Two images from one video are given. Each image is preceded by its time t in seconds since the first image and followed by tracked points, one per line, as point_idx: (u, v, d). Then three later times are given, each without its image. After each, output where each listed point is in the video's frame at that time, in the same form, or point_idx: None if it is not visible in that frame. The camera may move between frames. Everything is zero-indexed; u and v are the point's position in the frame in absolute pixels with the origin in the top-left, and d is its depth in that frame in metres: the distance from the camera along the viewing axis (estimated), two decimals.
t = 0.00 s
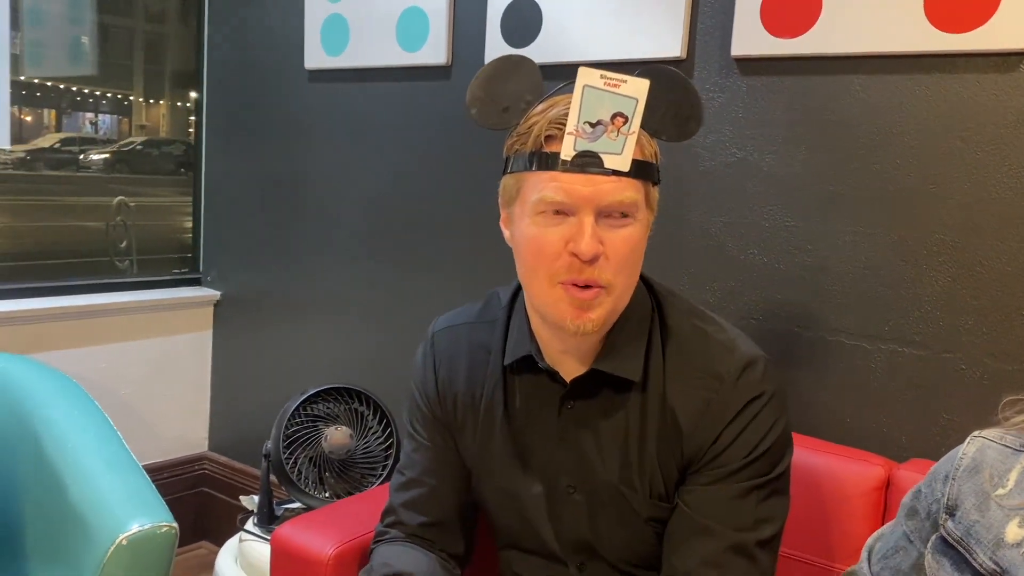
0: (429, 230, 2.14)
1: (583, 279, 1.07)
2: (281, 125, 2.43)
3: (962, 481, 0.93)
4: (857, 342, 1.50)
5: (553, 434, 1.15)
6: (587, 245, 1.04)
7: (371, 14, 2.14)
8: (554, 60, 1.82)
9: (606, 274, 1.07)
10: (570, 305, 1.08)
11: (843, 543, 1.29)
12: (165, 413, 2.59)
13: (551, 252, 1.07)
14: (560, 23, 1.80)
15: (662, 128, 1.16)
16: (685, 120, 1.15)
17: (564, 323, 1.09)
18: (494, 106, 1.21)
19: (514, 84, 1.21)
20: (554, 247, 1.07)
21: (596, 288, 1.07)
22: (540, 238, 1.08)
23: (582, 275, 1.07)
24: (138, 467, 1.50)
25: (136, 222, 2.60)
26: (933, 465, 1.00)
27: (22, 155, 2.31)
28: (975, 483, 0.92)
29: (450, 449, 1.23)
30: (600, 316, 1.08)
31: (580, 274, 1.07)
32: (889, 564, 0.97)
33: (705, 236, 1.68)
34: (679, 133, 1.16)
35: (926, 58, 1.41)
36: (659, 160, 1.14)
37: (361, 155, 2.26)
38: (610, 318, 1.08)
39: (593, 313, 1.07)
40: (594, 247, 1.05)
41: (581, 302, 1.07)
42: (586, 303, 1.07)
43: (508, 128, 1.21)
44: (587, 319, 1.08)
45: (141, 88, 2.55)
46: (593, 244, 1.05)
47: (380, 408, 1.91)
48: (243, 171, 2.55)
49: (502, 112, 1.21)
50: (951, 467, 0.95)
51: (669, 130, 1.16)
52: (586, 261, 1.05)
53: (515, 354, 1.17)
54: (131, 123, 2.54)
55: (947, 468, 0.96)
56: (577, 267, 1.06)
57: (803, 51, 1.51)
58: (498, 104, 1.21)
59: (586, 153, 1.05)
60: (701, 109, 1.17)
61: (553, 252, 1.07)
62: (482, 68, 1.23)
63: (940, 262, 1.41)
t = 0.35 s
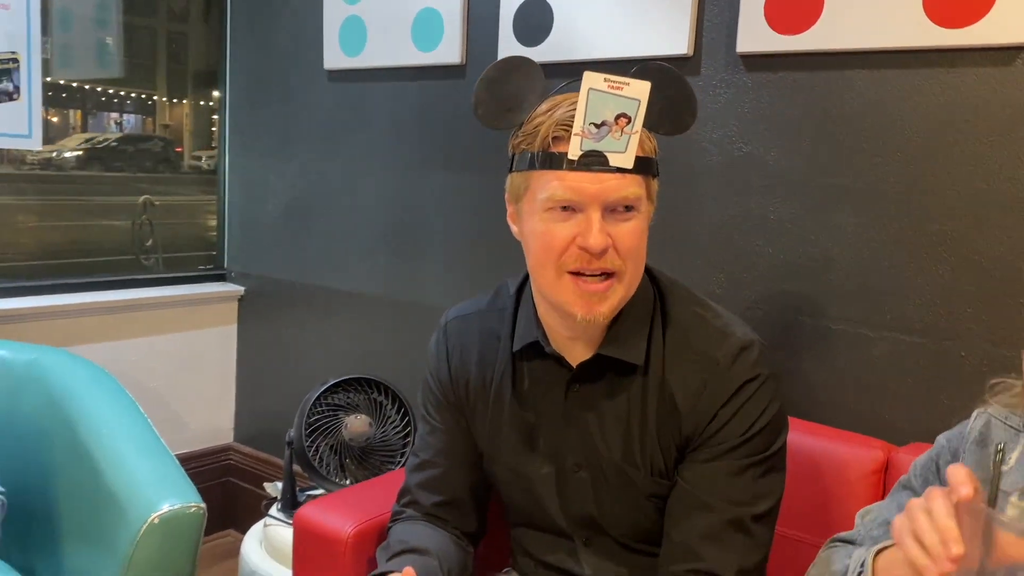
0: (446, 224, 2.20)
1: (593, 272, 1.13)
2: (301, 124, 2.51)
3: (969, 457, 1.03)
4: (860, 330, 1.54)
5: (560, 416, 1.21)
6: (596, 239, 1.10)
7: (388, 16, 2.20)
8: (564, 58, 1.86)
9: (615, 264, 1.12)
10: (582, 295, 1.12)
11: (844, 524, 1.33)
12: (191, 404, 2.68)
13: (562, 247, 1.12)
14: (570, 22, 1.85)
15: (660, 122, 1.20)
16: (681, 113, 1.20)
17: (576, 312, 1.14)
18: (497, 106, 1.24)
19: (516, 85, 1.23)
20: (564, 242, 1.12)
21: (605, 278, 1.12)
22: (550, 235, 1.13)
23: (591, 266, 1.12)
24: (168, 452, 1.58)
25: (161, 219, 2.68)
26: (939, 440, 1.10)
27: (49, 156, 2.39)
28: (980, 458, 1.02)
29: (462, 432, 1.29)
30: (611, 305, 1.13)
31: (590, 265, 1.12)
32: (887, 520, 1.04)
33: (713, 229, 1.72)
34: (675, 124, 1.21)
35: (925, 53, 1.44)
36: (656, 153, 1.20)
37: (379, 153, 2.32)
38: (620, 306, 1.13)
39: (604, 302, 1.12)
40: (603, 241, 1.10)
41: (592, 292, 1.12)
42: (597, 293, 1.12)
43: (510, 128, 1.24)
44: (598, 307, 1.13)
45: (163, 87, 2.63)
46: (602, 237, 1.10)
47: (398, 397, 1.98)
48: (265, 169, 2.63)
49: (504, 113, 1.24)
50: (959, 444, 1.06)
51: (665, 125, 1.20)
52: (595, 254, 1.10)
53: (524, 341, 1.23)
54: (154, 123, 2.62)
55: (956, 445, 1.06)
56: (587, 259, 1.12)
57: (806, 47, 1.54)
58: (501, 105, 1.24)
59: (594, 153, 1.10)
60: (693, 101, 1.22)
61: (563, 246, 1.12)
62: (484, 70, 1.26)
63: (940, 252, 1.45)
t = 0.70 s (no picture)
0: (462, 217, 2.29)
1: (594, 258, 1.20)
2: (323, 122, 2.60)
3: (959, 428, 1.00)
4: (858, 314, 1.60)
5: (566, 394, 1.28)
6: (596, 227, 1.17)
7: (405, 17, 2.29)
8: (573, 55, 1.94)
9: (615, 251, 1.19)
10: (585, 279, 1.19)
11: (840, 496, 1.40)
12: (222, 394, 2.80)
13: (564, 235, 1.20)
14: (578, 20, 1.92)
15: (656, 116, 1.27)
16: (677, 109, 1.27)
17: (579, 296, 1.21)
18: (503, 103, 1.32)
19: (521, 83, 1.31)
20: (567, 230, 1.19)
21: (606, 263, 1.19)
22: (554, 224, 1.20)
23: (593, 253, 1.19)
24: (200, 430, 1.68)
25: (190, 217, 2.79)
26: (932, 410, 1.06)
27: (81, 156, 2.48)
28: (969, 428, 0.99)
29: (474, 410, 1.37)
30: (612, 289, 1.20)
31: (591, 252, 1.19)
32: (888, 489, 1.02)
33: (717, 219, 1.78)
34: (671, 118, 1.28)
35: (918, 45, 1.49)
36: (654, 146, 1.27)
37: (398, 149, 2.42)
38: (620, 289, 1.20)
39: (604, 287, 1.20)
40: (603, 229, 1.17)
41: (593, 277, 1.19)
42: (598, 279, 1.19)
43: (516, 124, 1.32)
44: (599, 291, 1.20)
45: (189, 87, 2.73)
46: (602, 226, 1.17)
47: (417, 383, 2.06)
48: (289, 166, 2.73)
49: (510, 110, 1.32)
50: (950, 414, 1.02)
51: (662, 119, 1.27)
52: (595, 241, 1.18)
53: (532, 325, 1.31)
54: (180, 122, 2.71)
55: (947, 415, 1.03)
56: (588, 246, 1.19)
57: (804, 40, 1.60)
58: (507, 102, 1.32)
59: (592, 148, 1.18)
60: (689, 96, 1.29)
61: (566, 235, 1.19)
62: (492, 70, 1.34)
63: (934, 237, 1.51)
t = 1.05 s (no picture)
0: (471, 208, 2.34)
1: (584, 241, 1.24)
2: (335, 117, 2.66)
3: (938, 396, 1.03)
4: (854, 295, 1.64)
5: (561, 373, 1.33)
6: (584, 212, 1.22)
7: (412, 12, 2.34)
8: (574, 46, 1.97)
9: (604, 234, 1.24)
10: (576, 262, 1.24)
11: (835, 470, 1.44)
12: (242, 385, 2.87)
13: (555, 220, 1.24)
14: (579, 12, 1.95)
15: (644, 105, 1.32)
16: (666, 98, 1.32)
17: (571, 278, 1.26)
18: (495, 95, 1.37)
19: (512, 75, 1.36)
20: (557, 215, 1.24)
21: (596, 246, 1.24)
22: (544, 210, 1.25)
23: (582, 236, 1.24)
24: (215, 411, 1.75)
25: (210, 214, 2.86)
26: (912, 378, 1.10)
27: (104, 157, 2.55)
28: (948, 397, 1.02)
29: (475, 390, 1.42)
30: (602, 271, 1.25)
31: (581, 236, 1.24)
32: (870, 455, 1.06)
33: (717, 205, 1.81)
34: (658, 107, 1.33)
35: (909, 30, 1.52)
36: (642, 133, 1.30)
37: (408, 141, 2.47)
38: (611, 271, 1.25)
39: (595, 270, 1.24)
40: (591, 214, 1.22)
41: (584, 259, 1.24)
42: (588, 262, 1.24)
43: (509, 114, 1.38)
44: (590, 273, 1.24)
45: (207, 87, 2.81)
46: (590, 211, 1.22)
47: (427, 369, 2.12)
48: (303, 161, 2.80)
49: (501, 102, 1.37)
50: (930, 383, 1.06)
51: (649, 107, 1.32)
52: (584, 225, 1.22)
53: (528, 307, 1.36)
54: (203, 123, 2.81)
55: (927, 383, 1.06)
56: (578, 230, 1.23)
57: (798, 28, 1.63)
58: (499, 94, 1.37)
59: (580, 136, 1.22)
60: (675, 84, 1.33)
61: (556, 219, 1.24)
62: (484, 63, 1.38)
63: (927, 218, 1.54)
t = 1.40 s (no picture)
0: (474, 206, 2.39)
1: (570, 236, 1.29)
2: (341, 119, 2.72)
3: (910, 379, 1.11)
4: (845, 285, 1.67)
5: (554, 363, 1.38)
6: (569, 208, 1.26)
7: (413, 15, 2.39)
8: (571, 46, 2.01)
9: (590, 229, 1.28)
10: (563, 256, 1.29)
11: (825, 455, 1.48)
12: (254, 383, 2.94)
13: (541, 217, 1.29)
14: (575, 12, 1.99)
15: (627, 104, 1.35)
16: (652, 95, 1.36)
17: (558, 272, 1.30)
18: (486, 97, 1.42)
19: (501, 76, 1.40)
20: (543, 212, 1.28)
21: (582, 241, 1.28)
22: (531, 207, 1.30)
23: (568, 232, 1.28)
24: (224, 406, 1.81)
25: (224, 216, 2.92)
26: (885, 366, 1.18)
27: (119, 162, 2.63)
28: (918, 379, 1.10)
29: (472, 381, 1.47)
30: (588, 264, 1.29)
31: (567, 231, 1.28)
32: (844, 439, 1.10)
33: (711, 200, 1.85)
34: (643, 105, 1.36)
35: (893, 25, 1.55)
36: (626, 131, 1.35)
37: (412, 141, 2.52)
38: (597, 265, 1.29)
39: (582, 264, 1.29)
40: (576, 210, 1.26)
41: (570, 253, 1.28)
42: (575, 256, 1.28)
43: (499, 115, 1.42)
44: (577, 266, 1.29)
45: (222, 91, 2.87)
46: (575, 207, 1.26)
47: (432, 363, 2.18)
48: (311, 162, 2.86)
49: (492, 103, 1.42)
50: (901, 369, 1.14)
51: (633, 106, 1.36)
52: (570, 221, 1.27)
53: (520, 301, 1.41)
54: (216, 125, 2.86)
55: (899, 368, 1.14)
56: (563, 226, 1.28)
57: (786, 25, 1.66)
58: (489, 96, 1.42)
59: (563, 135, 1.26)
60: (658, 82, 1.37)
61: (543, 216, 1.28)
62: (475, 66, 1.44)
63: (914, 209, 1.57)
